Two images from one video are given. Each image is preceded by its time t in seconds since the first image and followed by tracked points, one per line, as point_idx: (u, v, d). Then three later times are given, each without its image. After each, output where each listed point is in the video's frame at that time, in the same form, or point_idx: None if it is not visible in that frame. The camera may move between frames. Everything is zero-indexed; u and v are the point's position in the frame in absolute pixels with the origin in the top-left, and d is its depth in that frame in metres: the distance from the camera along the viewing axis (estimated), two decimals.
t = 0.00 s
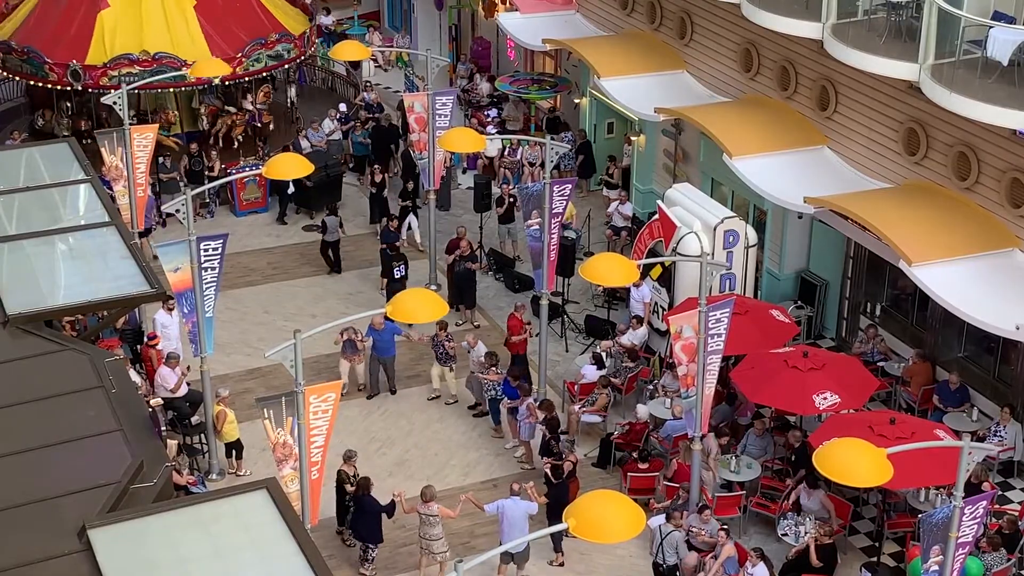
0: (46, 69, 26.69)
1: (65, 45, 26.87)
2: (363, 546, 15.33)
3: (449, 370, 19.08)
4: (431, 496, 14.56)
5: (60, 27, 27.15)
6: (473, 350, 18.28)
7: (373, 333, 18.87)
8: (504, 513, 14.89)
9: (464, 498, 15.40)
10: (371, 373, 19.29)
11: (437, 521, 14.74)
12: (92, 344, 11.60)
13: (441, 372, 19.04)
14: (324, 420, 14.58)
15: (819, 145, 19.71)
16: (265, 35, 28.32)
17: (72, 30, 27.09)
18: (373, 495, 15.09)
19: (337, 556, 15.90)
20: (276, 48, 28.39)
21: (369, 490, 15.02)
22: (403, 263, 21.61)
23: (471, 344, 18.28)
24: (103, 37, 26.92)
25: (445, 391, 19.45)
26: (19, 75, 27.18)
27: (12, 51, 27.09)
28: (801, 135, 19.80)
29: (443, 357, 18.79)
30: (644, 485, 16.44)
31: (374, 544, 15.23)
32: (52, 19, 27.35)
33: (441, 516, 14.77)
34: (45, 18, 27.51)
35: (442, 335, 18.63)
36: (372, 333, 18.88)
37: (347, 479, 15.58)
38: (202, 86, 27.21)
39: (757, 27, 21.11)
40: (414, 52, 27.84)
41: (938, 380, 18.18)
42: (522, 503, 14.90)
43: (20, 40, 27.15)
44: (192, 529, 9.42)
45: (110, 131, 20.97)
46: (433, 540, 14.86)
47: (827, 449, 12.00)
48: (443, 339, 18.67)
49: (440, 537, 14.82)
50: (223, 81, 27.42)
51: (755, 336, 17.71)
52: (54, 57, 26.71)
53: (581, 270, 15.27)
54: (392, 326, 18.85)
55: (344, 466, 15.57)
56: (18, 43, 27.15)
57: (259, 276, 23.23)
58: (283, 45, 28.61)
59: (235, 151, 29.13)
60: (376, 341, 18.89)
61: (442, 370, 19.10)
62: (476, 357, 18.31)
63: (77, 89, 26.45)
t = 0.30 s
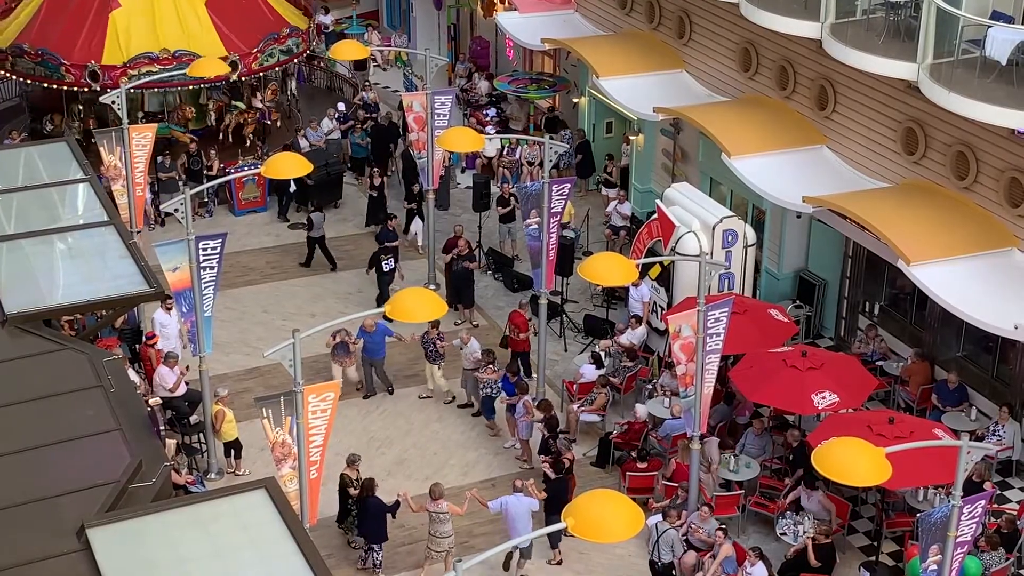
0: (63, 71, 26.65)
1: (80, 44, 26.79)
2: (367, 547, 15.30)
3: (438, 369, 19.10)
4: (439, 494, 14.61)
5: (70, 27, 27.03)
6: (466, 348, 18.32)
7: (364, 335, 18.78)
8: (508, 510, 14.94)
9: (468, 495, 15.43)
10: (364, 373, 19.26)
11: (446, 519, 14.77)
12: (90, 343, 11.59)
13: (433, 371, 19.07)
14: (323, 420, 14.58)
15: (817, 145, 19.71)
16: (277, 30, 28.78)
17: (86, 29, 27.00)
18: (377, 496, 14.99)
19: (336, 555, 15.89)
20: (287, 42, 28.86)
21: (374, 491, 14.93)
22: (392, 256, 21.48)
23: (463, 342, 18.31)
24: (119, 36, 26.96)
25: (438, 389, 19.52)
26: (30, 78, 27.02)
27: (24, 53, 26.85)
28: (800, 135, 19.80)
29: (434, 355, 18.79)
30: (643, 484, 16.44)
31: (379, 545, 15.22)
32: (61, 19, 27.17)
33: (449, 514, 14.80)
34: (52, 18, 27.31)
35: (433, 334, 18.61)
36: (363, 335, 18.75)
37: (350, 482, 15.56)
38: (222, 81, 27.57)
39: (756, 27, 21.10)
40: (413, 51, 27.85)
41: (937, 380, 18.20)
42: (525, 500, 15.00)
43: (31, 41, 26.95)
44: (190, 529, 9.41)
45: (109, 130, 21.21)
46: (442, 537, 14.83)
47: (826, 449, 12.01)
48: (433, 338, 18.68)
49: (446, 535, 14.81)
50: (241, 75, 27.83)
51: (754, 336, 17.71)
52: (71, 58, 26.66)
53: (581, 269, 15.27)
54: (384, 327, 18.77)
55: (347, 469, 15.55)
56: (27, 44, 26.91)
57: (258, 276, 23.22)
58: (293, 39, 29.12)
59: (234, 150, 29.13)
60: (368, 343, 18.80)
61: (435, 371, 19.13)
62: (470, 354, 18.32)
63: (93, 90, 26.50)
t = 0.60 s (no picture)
0: (80, 71, 26.63)
1: (94, 43, 26.86)
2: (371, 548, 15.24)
3: (424, 365, 19.10)
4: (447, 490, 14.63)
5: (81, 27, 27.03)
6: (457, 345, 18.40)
7: (355, 335, 18.69)
8: (509, 506, 14.98)
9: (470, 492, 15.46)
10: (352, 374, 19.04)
11: (451, 517, 14.80)
12: (88, 342, 11.60)
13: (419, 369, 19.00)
14: (321, 418, 14.59)
15: (815, 144, 19.71)
16: (284, 24, 29.22)
17: (98, 28, 27.07)
18: (381, 498, 15.02)
19: (334, 554, 15.89)
20: (295, 36, 29.34)
21: (378, 493, 14.97)
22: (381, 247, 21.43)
23: (456, 339, 18.42)
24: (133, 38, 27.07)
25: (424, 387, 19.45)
26: (42, 79, 26.93)
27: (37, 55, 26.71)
28: (798, 133, 19.81)
29: (423, 354, 18.79)
30: (640, 483, 16.54)
31: (382, 547, 15.18)
32: (71, 19, 27.13)
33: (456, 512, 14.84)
34: (60, 18, 27.22)
35: (423, 332, 18.59)
36: (354, 335, 18.67)
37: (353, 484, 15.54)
38: (236, 76, 27.96)
39: (753, 25, 21.12)
40: (411, 50, 27.85)
41: (934, 378, 18.21)
42: (526, 495, 15.01)
43: (43, 42, 26.82)
44: (188, 528, 9.41)
45: (104, 129, 20.99)
46: (449, 535, 14.90)
47: (823, 448, 12.03)
48: (422, 337, 18.65)
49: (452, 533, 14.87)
50: (256, 71, 28.23)
51: (752, 334, 17.71)
52: (87, 58, 26.70)
53: (578, 267, 15.26)
54: (376, 329, 18.72)
55: (349, 471, 15.49)
56: (37, 45, 26.74)
57: (256, 275, 23.21)
58: (299, 33, 29.59)
59: (231, 148, 29.11)
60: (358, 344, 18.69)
61: (421, 369, 19.06)
62: (462, 351, 18.38)
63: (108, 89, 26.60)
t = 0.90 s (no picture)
0: (96, 70, 26.69)
1: (108, 43, 26.94)
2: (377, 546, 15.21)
3: (415, 368, 18.95)
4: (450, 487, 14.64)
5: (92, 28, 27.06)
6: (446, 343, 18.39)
7: (346, 336, 18.59)
8: (508, 499, 15.03)
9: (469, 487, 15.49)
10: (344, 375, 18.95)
11: (457, 513, 14.80)
12: (83, 340, 11.59)
13: (408, 372, 18.90)
14: (316, 416, 14.52)
15: (811, 142, 19.72)
16: (289, 18, 29.62)
17: (109, 28, 27.17)
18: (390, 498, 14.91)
19: (330, 552, 15.89)
20: (300, 29, 29.74)
21: (386, 493, 14.84)
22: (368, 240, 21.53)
23: (446, 337, 18.38)
24: (147, 38, 27.23)
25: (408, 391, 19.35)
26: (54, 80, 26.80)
27: (51, 55, 26.62)
28: (794, 131, 19.82)
29: (412, 355, 18.69)
30: (636, 481, 16.52)
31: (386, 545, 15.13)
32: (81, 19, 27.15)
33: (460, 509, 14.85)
34: (68, 18, 27.21)
35: (411, 333, 18.51)
36: (345, 336, 18.57)
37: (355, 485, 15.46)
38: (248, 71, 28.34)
39: (749, 24, 21.14)
40: (407, 48, 27.84)
41: (930, 376, 18.22)
42: (525, 487, 15.06)
43: (56, 42, 26.74)
44: (185, 527, 9.40)
45: (98, 126, 20.67)
46: (452, 533, 14.88)
47: (819, 446, 12.04)
48: (410, 337, 18.54)
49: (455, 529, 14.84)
50: (267, 64, 28.61)
51: (748, 332, 17.72)
52: (103, 57, 26.75)
53: (574, 266, 15.26)
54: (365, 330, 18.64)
55: (352, 474, 15.41)
56: (48, 45, 26.66)
57: (252, 273, 23.20)
58: (303, 27, 29.98)
59: (227, 146, 29.06)
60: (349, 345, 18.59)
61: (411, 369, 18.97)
62: (452, 350, 18.40)
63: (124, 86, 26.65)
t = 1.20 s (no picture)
0: (111, 68, 26.67)
1: (121, 41, 26.95)
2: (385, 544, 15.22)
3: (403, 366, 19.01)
4: (455, 480, 14.86)
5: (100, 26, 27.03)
6: (433, 341, 18.51)
7: (335, 335, 18.49)
8: (505, 492, 15.20)
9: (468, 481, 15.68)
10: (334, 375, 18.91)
11: (461, 506, 15.00)
12: (78, 338, 11.60)
13: (398, 371, 18.94)
14: (312, 415, 14.60)
15: (805, 140, 19.73)
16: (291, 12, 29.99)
17: (120, 25, 27.18)
18: (396, 495, 15.01)
19: (325, 550, 15.88)
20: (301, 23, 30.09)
21: (391, 490, 14.95)
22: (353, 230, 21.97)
23: (433, 335, 18.50)
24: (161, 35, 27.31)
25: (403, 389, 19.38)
26: (65, 80, 26.76)
27: (65, 55, 26.55)
28: (789, 129, 19.83)
29: (400, 353, 18.79)
30: (631, 479, 16.51)
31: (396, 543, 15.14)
32: (90, 17, 27.10)
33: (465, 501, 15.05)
34: (76, 17, 27.17)
35: (398, 332, 18.59)
36: (335, 335, 18.47)
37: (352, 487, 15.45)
38: (257, 64, 28.47)
39: (745, 22, 21.14)
40: (402, 46, 27.80)
41: (924, 375, 18.24)
42: (521, 480, 15.22)
43: (67, 41, 26.68)
44: (182, 525, 9.39)
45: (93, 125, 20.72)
46: (456, 524, 15.10)
47: (813, 445, 12.04)
48: (398, 336, 18.61)
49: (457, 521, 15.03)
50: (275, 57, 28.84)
51: (742, 331, 17.73)
52: (118, 56, 26.76)
53: (570, 264, 15.26)
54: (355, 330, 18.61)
55: (350, 474, 15.43)
56: (60, 45, 26.61)
57: (247, 271, 23.19)
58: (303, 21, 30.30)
59: (222, 144, 29.03)
60: (338, 344, 18.53)
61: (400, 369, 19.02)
62: (439, 347, 18.53)
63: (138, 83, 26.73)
